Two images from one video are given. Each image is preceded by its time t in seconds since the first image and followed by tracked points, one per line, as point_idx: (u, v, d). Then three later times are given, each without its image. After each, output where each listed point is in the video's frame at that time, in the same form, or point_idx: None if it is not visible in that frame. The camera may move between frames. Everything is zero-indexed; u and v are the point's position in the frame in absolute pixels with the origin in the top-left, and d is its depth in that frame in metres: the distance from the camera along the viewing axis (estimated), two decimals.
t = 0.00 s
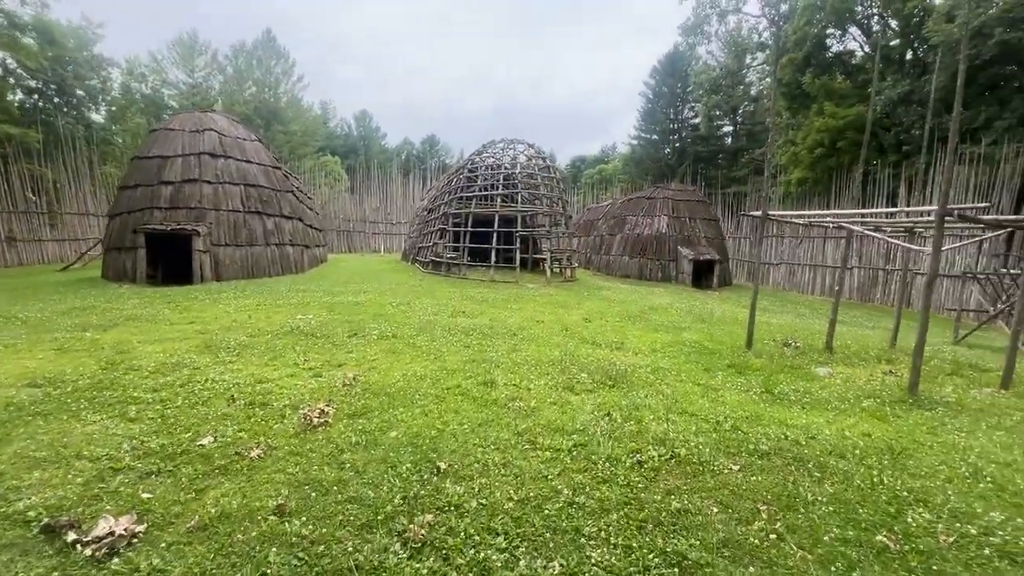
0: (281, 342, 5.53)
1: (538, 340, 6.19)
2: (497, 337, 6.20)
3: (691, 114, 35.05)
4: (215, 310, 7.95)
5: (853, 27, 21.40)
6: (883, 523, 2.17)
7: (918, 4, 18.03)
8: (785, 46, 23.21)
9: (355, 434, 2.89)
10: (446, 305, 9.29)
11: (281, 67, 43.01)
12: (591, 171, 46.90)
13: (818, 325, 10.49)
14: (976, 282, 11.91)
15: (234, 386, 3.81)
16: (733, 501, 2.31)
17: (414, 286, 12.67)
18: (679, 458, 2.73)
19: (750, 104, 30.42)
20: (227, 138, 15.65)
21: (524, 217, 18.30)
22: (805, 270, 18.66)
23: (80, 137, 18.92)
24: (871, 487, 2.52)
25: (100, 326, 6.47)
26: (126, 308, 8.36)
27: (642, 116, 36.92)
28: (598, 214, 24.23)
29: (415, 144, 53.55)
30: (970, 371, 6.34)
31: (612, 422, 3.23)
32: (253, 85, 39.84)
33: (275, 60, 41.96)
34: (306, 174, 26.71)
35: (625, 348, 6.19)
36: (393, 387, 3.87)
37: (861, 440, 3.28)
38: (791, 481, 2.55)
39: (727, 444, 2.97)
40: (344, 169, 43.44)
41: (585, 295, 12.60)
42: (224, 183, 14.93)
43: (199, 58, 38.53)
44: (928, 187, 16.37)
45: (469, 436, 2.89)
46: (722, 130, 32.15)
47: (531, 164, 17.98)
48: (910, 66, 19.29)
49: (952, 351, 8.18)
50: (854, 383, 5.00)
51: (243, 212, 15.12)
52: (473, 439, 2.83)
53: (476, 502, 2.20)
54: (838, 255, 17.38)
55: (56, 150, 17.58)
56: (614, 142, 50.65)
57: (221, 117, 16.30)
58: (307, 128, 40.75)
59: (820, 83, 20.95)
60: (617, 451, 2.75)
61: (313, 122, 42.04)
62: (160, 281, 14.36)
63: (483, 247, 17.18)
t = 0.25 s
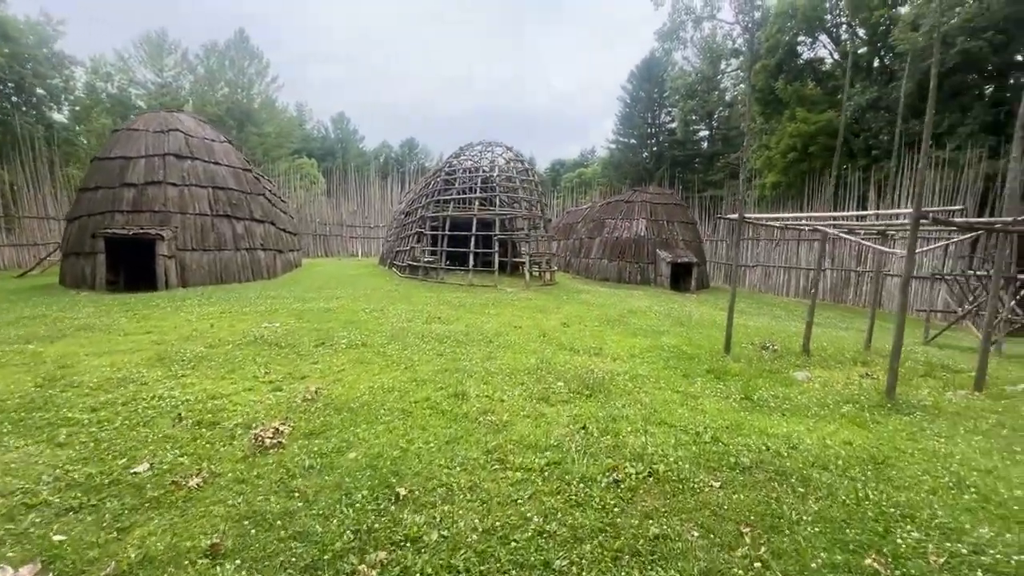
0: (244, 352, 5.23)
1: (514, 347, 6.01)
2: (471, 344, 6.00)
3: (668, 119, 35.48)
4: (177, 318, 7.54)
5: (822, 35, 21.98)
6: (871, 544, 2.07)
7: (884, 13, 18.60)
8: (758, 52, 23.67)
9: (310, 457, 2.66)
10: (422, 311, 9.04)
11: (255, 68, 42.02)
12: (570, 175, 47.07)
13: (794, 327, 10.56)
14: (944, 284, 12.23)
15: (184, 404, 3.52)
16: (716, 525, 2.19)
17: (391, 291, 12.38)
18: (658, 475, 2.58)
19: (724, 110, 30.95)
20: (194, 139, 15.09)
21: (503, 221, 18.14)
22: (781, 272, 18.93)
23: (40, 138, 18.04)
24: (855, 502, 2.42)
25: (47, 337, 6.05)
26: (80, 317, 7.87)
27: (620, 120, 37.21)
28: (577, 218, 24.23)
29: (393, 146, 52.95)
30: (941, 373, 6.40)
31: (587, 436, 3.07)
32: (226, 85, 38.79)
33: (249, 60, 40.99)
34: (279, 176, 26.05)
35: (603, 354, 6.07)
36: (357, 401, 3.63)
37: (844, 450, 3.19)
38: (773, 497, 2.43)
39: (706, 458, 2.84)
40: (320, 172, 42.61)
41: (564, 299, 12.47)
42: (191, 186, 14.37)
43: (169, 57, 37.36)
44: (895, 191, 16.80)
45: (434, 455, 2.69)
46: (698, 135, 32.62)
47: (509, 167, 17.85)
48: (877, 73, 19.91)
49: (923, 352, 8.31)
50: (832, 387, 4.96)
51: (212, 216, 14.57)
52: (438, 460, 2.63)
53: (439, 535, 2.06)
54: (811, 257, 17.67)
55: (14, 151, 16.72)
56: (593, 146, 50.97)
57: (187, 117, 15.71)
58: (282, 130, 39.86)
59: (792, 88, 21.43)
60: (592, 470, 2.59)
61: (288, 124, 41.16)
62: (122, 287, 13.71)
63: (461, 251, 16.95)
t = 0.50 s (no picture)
0: (197, 369, 4.87)
1: (490, 359, 5.78)
2: (445, 357, 5.77)
3: (644, 126, 35.85)
4: (129, 331, 7.05)
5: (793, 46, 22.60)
6: None
7: (851, 26, 19.18)
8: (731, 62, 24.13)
9: (252, 497, 2.42)
10: (395, 320, 8.71)
11: (226, 69, 40.90)
12: (549, 181, 47.13)
13: (770, 334, 10.59)
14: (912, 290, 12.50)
15: (117, 432, 3.19)
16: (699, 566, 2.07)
17: (364, 299, 12.01)
18: (634, 509, 2.42)
19: (699, 118, 31.45)
20: (155, 141, 14.46)
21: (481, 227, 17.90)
22: (755, 278, 19.19)
23: None
24: (845, 534, 2.31)
25: None
26: (23, 330, 7.30)
27: (598, 127, 37.44)
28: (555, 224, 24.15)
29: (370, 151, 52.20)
30: (916, 381, 6.42)
31: (559, 462, 2.87)
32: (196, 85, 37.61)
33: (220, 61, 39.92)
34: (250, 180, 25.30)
35: (580, 365, 5.88)
36: (314, 424, 3.35)
37: (827, 469, 3.08)
38: (760, 532, 2.30)
39: (684, 482, 2.68)
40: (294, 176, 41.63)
41: (542, 306, 12.27)
42: (152, 190, 13.73)
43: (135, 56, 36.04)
44: (863, 199, 17.24)
45: (392, 491, 2.46)
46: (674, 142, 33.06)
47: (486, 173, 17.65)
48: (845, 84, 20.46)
49: (895, 358, 8.40)
50: (810, 398, 4.88)
51: (175, 221, 13.91)
52: (397, 496, 2.41)
53: None
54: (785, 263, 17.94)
55: None
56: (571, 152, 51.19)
57: (149, 118, 15.06)
58: (254, 133, 38.83)
59: (764, 97, 21.87)
60: (564, 505, 2.41)
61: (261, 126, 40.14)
62: (77, 296, 12.96)
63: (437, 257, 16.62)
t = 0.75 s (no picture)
0: (157, 378, 4.56)
1: (470, 366, 5.58)
2: (423, 364, 5.54)
3: (628, 132, 36.08)
4: (89, 337, 6.65)
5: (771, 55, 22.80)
6: None
7: (828, 36, 19.60)
8: (713, 69, 24.44)
9: (196, 527, 2.20)
10: (373, 326, 8.44)
11: (204, 69, 40.00)
12: (533, 185, 47.10)
13: (753, 338, 10.57)
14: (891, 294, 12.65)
15: (54, 451, 2.91)
16: None
17: (343, 304, 11.69)
18: (619, 531, 2.28)
19: (681, 124, 31.77)
20: (125, 140, 13.95)
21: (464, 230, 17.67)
22: (737, 282, 19.32)
23: None
24: (842, 557, 2.19)
25: None
26: None
27: (582, 132, 37.56)
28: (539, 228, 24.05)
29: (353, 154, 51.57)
30: (899, 385, 6.39)
31: (539, 479, 2.71)
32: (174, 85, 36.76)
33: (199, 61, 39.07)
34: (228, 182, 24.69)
35: (562, 372, 5.71)
36: (275, 439, 3.11)
37: (819, 481, 2.96)
38: (753, 557, 2.17)
39: (672, 501, 2.53)
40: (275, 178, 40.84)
41: (526, 311, 12.08)
42: (121, 189, 13.19)
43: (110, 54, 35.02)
44: (842, 205, 17.50)
45: (357, 517, 2.27)
46: (656, 148, 33.33)
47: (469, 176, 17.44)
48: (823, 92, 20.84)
49: (877, 363, 8.41)
50: (797, 405, 4.78)
51: (145, 222, 13.34)
52: (360, 523, 2.22)
53: None
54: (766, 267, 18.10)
55: None
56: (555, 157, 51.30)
57: (119, 116, 14.56)
58: (234, 134, 37.99)
59: (745, 104, 22.17)
60: (543, 530, 2.25)
61: (240, 127, 39.31)
62: (39, 300, 12.35)
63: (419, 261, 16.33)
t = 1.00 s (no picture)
0: (104, 393, 4.18)
1: (447, 377, 5.30)
2: (398, 376, 5.24)
3: (613, 138, 36.20)
4: (41, 347, 6.19)
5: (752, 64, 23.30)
6: None
7: (808, 46, 19.89)
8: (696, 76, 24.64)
9: None
10: (349, 333, 8.09)
11: (183, 69, 39.06)
12: (518, 190, 47.01)
13: (739, 346, 10.46)
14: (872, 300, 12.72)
15: None
16: None
17: (320, 310, 11.28)
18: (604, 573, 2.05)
19: (665, 131, 32.00)
20: (92, 139, 13.39)
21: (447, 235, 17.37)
22: (721, 288, 19.34)
23: None
24: None
25: None
26: None
27: (567, 138, 37.62)
28: (524, 233, 23.83)
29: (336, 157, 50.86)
30: (886, 395, 6.28)
31: (517, 510, 2.47)
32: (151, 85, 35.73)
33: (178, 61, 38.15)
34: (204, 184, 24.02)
35: (547, 384, 5.46)
36: (225, 463, 2.81)
37: (820, 506, 2.76)
38: None
39: (663, 533, 2.31)
40: (255, 181, 39.96)
41: (509, 318, 11.81)
42: (87, 190, 12.62)
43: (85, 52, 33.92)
44: (823, 212, 17.67)
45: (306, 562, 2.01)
46: (641, 154, 33.51)
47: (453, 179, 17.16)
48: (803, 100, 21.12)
49: (863, 371, 8.34)
50: (787, 418, 4.60)
51: (112, 225, 12.76)
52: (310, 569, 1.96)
53: None
54: (749, 274, 18.14)
55: None
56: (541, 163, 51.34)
57: (86, 115, 14.00)
58: (213, 135, 37.11)
59: (728, 111, 22.35)
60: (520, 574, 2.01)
61: (220, 129, 38.43)
62: None
63: (401, 266, 15.97)
